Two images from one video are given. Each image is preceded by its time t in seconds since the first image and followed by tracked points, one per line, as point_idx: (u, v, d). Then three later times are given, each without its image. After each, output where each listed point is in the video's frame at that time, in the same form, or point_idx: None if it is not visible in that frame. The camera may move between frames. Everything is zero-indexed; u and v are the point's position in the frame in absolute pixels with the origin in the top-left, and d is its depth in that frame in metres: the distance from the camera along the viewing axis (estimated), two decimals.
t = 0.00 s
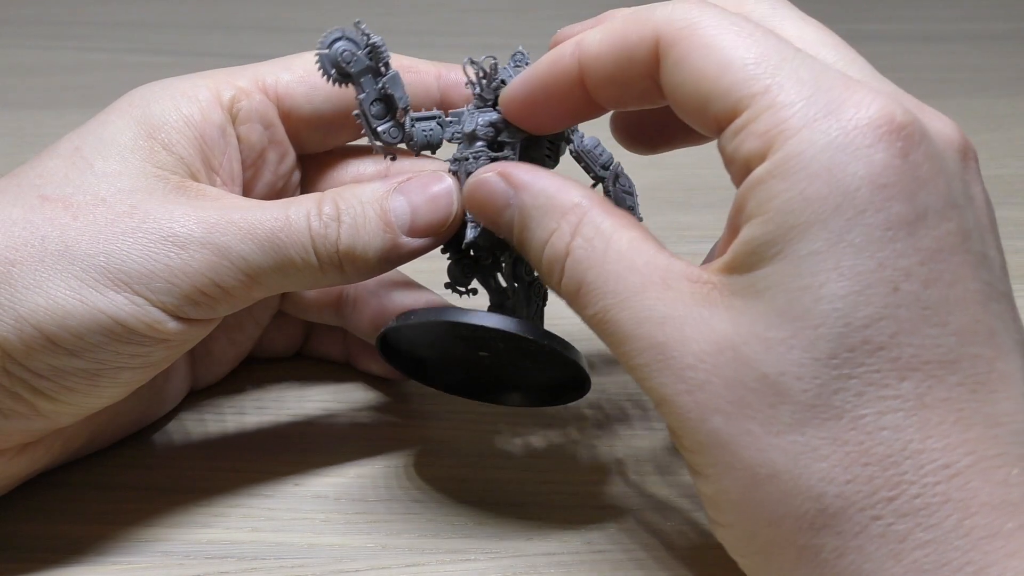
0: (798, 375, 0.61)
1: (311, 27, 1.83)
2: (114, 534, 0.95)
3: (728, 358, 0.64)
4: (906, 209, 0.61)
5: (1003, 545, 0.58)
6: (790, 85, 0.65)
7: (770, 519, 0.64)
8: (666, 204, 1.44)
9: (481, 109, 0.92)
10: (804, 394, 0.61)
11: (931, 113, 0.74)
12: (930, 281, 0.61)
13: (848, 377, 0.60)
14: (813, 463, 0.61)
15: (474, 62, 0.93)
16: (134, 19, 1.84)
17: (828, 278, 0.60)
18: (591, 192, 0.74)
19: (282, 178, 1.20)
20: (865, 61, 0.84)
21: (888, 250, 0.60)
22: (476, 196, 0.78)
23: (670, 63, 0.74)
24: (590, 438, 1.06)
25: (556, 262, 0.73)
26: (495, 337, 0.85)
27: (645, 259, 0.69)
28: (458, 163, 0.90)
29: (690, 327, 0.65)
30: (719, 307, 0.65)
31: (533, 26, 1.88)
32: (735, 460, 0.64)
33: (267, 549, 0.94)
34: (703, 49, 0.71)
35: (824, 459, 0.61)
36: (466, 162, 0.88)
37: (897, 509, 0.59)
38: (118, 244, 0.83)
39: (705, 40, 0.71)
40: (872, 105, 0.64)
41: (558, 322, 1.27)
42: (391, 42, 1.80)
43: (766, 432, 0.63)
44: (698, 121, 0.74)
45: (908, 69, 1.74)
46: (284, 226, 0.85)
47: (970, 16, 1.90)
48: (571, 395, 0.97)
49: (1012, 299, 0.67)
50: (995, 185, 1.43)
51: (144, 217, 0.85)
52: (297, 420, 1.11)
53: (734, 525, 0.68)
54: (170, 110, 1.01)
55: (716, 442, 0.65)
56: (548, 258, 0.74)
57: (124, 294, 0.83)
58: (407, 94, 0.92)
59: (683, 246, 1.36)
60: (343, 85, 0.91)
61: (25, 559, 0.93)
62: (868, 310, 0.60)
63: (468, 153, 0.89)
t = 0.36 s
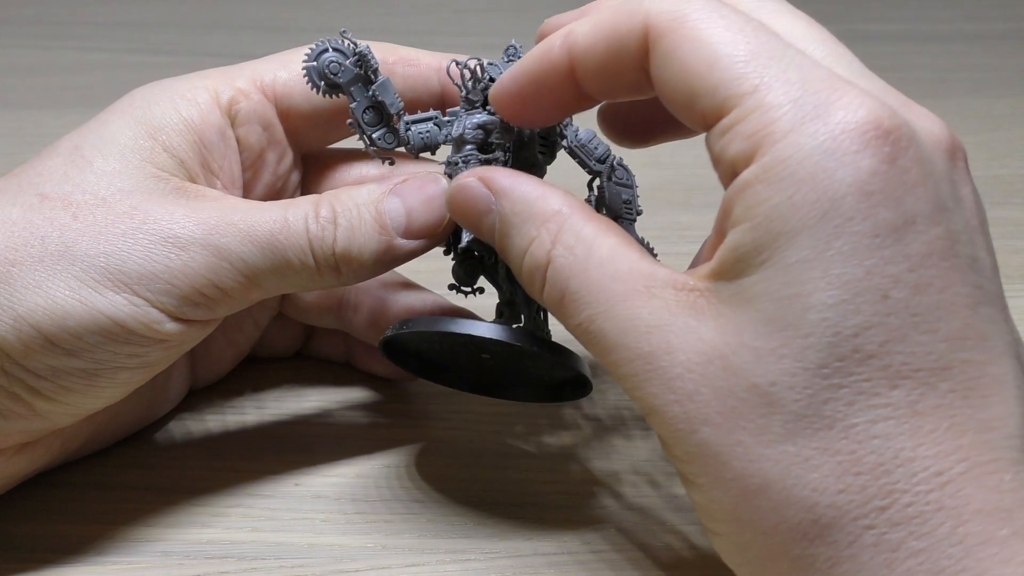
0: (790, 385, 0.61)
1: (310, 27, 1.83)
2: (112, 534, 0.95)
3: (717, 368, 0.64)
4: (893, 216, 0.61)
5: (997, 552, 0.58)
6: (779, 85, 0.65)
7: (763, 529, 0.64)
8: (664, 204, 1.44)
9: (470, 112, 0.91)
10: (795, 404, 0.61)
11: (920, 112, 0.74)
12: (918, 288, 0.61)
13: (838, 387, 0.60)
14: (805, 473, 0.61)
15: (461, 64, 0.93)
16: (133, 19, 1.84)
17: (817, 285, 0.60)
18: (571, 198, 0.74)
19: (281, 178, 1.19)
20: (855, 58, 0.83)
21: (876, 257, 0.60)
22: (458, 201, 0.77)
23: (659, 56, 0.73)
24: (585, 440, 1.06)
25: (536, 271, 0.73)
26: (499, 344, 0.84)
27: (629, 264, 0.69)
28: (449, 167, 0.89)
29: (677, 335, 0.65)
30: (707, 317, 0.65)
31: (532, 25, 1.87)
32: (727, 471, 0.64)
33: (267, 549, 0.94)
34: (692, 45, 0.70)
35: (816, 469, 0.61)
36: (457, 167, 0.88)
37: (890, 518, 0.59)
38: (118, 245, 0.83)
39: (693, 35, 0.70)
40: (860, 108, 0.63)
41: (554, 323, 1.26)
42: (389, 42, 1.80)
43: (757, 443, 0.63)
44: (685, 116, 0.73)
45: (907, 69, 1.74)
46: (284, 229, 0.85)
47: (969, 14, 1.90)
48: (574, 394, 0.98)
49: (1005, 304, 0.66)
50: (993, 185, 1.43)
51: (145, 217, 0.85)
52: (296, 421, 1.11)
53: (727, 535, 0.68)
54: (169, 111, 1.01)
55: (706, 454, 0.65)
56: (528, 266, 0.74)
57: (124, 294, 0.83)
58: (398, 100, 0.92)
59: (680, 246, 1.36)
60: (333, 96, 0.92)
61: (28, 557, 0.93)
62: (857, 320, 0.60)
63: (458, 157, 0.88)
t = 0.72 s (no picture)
0: (785, 386, 0.61)
1: (311, 27, 1.82)
2: (112, 535, 0.95)
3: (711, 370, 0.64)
4: (886, 218, 0.61)
5: (998, 551, 0.58)
6: (771, 90, 0.65)
7: (764, 529, 0.64)
8: (663, 204, 1.44)
9: (462, 112, 0.92)
10: (790, 405, 0.61)
11: (913, 116, 0.74)
12: (914, 290, 0.61)
13: (834, 388, 0.60)
14: (803, 473, 0.61)
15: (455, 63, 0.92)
16: (134, 18, 1.84)
17: (809, 289, 0.60)
18: (571, 206, 0.74)
19: (277, 179, 1.19)
20: (864, 57, 0.83)
21: (870, 258, 0.60)
22: (459, 205, 0.78)
23: (652, 57, 0.73)
24: (582, 439, 1.06)
25: (534, 274, 0.73)
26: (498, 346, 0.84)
27: (626, 273, 0.69)
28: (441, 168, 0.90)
29: (672, 339, 0.65)
30: (701, 320, 0.65)
31: (532, 25, 1.87)
32: (726, 474, 0.64)
33: (267, 548, 0.94)
34: (683, 47, 0.69)
35: (814, 469, 0.61)
36: (452, 168, 0.89)
37: (890, 517, 0.59)
38: (118, 245, 0.83)
39: (686, 38, 0.69)
40: (852, 112, 0.63)
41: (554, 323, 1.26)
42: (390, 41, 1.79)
43: (756, 445, 0.62)
44: (675, 117, 0.73)
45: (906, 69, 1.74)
46: (283, 229, 0.85)
47: (970, 16, 1.90)
48: (574, 393, 0.98)
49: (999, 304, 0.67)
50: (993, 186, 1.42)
51: (143, 218, 0.85)
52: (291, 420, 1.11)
53: (729, 539, 0.68)
54: (168, 110, 1.01)
55: (709, 458, 0.64)
56: (526, 270, 0.74)
57: (123, 295, 0.83)
58: (393, 103, 0.90)
59: (679, 247, 1.36)
60: (327, 101, 0.90)
61: (30, 559, 0.93)
62: (851, 321, 0.60)
63: (452, 160, 0.89)
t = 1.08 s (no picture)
0: (819, 368, 0.61)
1: (312, 27, 1.82)
2: (114, 534, 0.95)
3: (746, 348, 0.63)
4: (918, 205, 0.61)
5: (1021, 538, 0.59)
6: (805, 78, 0.66)
7: (784, 514, 0.64)
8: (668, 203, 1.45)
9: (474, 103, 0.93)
10: (824, 386, 0.61)
11: (942, 115, 0.74)
12: (944, 277, 0.61)
13: (869, 370, 0.60)
14: (832, 454, 0.61)
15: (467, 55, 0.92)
16: (132, 19, 1.83)
17: (844, 270, 0.60)
18: (643, 152, 0.74)
19: (280, 177, 1.19)
20: (882, 57, 0.84)
21: (903, 243, 0.61)
22: (524, 130, 0.76)
23: (683, 47, 0.74)
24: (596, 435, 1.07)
25: (597, 215, 0.72)
26: (488, 333, 0.84)
27: (684, 243, 0.68)
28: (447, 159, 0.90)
29: (708, 313, 0.65)
30: (738, 299, 0.65)
31: (534, 25, 1.88)
32: (750, 449, 0.64)
33: (267, 549, 0.93)
34: (716, 36, 0.70)
35: (842, 452, 0.61)
36: (459, 156, 0.89)
37: (915, 502, 0.60)
38: (118, 244, 0.83)
39: (718, 28, 0.70)
40: (885, 101, 0.64)
41: (563, 319, 1.27)
42: (392, 42, 1.80)
43: (786, 424, 0.63)
44: (705, 108, 0.74)
45: (907, 69, 1.75)
46: (283, 226, 0.85)
47: (968, 18, 1.91)
48: (562, 394, 0.96)
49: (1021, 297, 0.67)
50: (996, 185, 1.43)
51: (144, 217, 0.85)
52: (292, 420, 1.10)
53: (739, 520, 0.69)
54: (168, 108, 1.01)
55: (730, 430, 0.65)
56: (589, 208, 0.73)
57: (125, 294, 0.83)
58: (402, 90, 0.92)
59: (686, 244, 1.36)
60: (337, 81, 0.90)
61: (29, 559, 0.93)
62: (887, 305, 0.60)
63: (460, 147, 0.89)
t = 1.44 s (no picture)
0: (837, 351, 0.61)
1: (313, 27, 1.82)
2: (114, 534, 0.95)
3: (763, 331, 0.64)
4: (938, 197, 0.62)
5: None
6: (832, 70, 0.66)
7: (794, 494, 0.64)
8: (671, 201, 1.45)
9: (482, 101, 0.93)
10: (841, 369, 0.61)
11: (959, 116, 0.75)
12: (961, 268, 0.62)
13: (885, 355, 0.60)
14: (846, 437, 0.61)
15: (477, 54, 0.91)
16: (132, 19, 1.83)
17: (866, 257, 0.61)
18: (675, 144, 0.74)
19: (279, 175, 1.19)
20: (898, 57, 0.84)
21: (924, 233, 0.61)
22: (566, 115, 0.78)
23: (710, 39, 0.75)
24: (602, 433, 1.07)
25: (624, 203, 0.73)
26: (494, 328, 0.84)
27: (707, 231, 0.69)
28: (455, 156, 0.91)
29: (731, 298, 0.66)
30: (758, 285, 0.65)
31: (534, 25, 1.88)
32: (764, 428, 0.65)
33: (267, 549, 0.93)
34: (743, 29, 0.71)
35: (857, 434, 0.61)
36: (472, 153, 0.89)
37: (927, 487, 0.60)
38: (116, 244, 0.83)
39: (747, 21, 0.72)
40: (908, 94, 0.64)
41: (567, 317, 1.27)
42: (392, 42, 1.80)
43: (803, 405, 0.63)
44: (728, 100, 0.75)
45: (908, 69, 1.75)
46: (283, 224, 0.85)
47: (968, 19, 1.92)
48: (569, 391, 0.96)
49: None
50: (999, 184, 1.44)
51: (142, 217, 0.85)
52: (293, 421, 1.10)
53: (748, 503, 0.70)
54: (166, 108, 1.00)
55: (744, 413, 0.65)
56: (617, 196, 0.74)
57: (123, 293, 0.83)
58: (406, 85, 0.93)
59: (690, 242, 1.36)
60: (343, 75, 0.89)
61: (27, 560, 0.92)
62: (906, 290, 0.60)
63: (473, 146, 0.89)
